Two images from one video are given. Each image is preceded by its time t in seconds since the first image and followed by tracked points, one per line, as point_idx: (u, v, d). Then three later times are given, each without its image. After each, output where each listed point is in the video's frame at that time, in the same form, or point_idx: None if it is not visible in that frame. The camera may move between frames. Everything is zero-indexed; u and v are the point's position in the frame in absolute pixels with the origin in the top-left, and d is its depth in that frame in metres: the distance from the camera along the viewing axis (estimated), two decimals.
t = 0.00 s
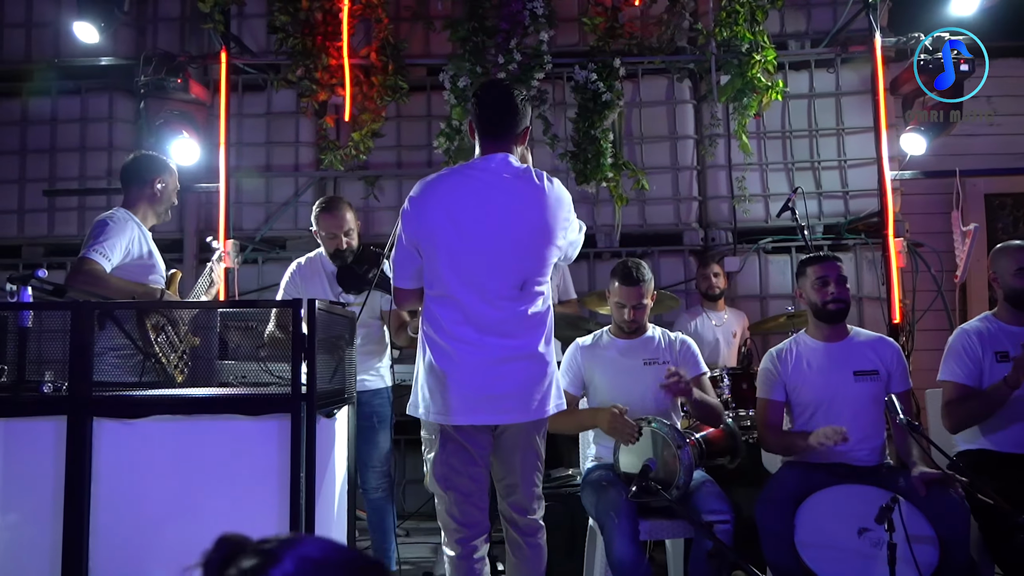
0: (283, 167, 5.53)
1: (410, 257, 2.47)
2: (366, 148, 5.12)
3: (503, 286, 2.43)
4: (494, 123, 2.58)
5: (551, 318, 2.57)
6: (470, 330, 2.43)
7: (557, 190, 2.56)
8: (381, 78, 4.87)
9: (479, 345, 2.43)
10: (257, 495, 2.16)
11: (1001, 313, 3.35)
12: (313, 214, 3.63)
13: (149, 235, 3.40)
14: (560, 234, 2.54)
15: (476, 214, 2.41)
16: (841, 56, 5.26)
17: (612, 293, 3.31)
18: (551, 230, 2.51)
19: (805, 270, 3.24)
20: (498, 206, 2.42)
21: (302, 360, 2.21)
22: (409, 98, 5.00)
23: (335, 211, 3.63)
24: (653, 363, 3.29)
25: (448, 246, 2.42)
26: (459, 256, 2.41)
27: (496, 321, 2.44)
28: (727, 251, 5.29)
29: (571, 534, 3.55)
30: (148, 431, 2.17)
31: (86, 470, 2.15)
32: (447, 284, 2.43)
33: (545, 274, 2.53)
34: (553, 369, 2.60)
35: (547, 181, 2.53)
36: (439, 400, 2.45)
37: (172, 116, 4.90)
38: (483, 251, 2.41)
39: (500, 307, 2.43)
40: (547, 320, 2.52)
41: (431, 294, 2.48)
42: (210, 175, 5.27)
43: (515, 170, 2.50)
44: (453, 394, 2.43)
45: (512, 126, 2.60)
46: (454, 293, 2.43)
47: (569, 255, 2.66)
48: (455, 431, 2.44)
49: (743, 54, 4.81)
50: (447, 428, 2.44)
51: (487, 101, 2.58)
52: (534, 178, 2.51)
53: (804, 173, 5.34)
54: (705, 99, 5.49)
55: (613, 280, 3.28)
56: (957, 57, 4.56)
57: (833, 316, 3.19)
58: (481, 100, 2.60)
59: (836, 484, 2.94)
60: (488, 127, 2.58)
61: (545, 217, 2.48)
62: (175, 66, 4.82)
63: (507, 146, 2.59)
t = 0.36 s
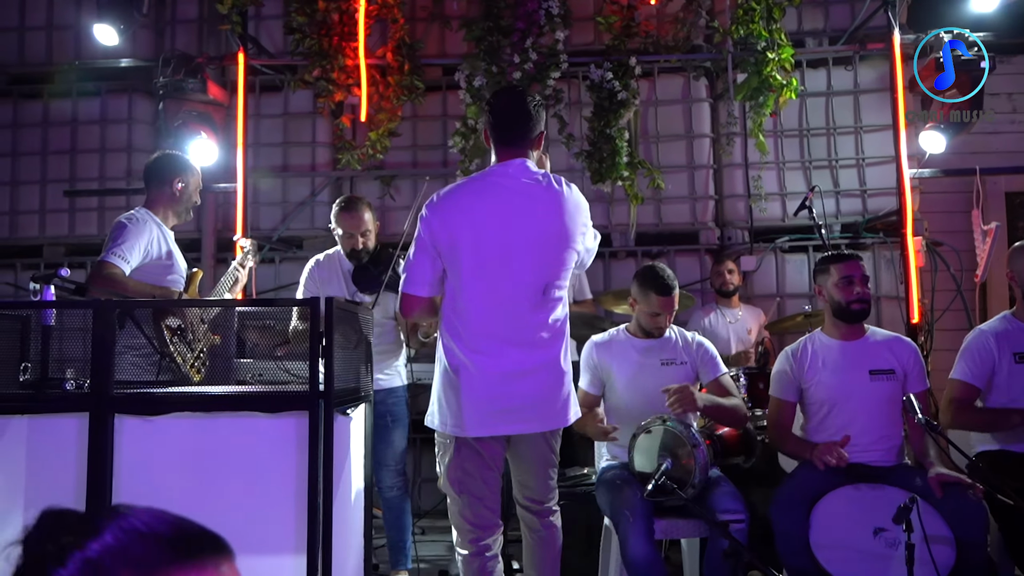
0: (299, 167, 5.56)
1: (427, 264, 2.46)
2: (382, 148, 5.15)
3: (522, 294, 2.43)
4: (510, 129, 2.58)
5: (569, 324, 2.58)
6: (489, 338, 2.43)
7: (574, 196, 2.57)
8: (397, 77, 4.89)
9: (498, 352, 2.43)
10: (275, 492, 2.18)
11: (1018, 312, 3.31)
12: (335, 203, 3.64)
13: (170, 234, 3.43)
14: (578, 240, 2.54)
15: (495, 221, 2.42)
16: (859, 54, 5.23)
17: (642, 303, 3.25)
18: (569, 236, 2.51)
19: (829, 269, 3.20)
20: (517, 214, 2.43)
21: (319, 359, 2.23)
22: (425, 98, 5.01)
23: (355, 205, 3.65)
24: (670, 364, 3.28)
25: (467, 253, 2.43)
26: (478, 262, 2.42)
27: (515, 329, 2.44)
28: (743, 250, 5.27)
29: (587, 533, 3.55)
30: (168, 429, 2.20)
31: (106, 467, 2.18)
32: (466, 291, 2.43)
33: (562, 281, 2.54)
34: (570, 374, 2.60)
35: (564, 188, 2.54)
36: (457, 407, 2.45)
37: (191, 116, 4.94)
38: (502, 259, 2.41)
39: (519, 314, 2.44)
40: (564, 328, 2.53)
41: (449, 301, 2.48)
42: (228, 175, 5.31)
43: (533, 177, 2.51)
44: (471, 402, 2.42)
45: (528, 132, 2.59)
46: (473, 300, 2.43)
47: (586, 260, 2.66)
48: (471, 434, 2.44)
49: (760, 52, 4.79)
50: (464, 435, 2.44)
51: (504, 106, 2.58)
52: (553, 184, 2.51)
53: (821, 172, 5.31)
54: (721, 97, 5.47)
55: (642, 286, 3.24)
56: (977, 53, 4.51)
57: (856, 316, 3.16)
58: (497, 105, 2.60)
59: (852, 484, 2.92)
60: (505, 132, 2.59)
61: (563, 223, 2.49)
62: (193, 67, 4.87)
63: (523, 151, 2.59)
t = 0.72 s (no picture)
0: (309, 162, 5.54)
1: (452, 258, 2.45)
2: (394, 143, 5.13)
3: (549, 287, 2.42)
4: (533, 119, 2.55)
5: (595, 317, 2.57)
6: (516, 332, 2.42)
7: (598, 187, 2.56)
8: (410, 72, 4.87)
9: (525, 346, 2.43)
10: (302, 483, 2.16)
11: None
12: (353, 192, 3.52)
13: (176, 223, 3.37)
14: (603, 231, 2.54)
15: (522, 214, 2.41)
16: (872, 50, 5.23)
17: (681, 292, 3.21)
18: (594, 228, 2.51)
19: (853, 263, 3.20)
20: (544, 206, 2.42)
21: (348, 349, 2.21)
22: (437, 93, 5.00)
23: (375, 193, 3.54)
24: (692, 358, 3.28)
25: (494, 247, 2.42)
26: (505, 255, 2.41)
27: (543, 322, 2.43)
28: (755, 246, 5.32)
29: (604, 529, 3.53)
30: (195, 419, 2.18)
31: (130, 457, 2.16)
32: (492, 285, 2.42)
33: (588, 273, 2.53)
34: (596, 368, 2.60)
35: (589, 178, 2.53)
36: (485, 403, 2.44)
37: (202, 110, 4.92)
38: (529, 252, 2.41)
39: (547, 307, 2.43)
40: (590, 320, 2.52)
41: (475, 296, 2.46)
42: (238, 169, 5.29)
43: (557, 169, 2.50)
44: (499, 396, 2.42)
45: (550, 122, 2.57)
46: (500, 294, 2.41)
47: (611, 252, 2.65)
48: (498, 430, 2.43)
49: (774, 47, 4.78)
50: (492, 431, 2.43)
51: (526, 97, 2.55)
52: (578, 176, 2.50)
53: (832, 169, 5.30)
54: (733, 94, 5.46)
55: (672, 279, 3.24)
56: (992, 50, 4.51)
57: (880, 312, 3.16)
58: (519, 97, 2.57)
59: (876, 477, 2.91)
60: (528, 123, 2.56)
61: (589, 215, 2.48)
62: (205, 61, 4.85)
63: (547, 141, 2.57)
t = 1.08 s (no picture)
0: (257, 146, 5.39)
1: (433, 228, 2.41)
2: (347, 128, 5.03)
3: (533, 259, 2.41)
4: (514, 91, 2.53)
5: (574, 292, 2.58)
6: (499, 304, 2.39)
7: (578, 161, 2.56)
8: (366, 56, 4.79)
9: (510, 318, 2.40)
10: (278, 467, 2.07)
11: (983, 297, 3.49)
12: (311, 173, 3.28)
13: (109, 199, 3.22)
14: (583, 206, 2.54)
15: (508, 184, 2.39)
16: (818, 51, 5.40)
17: (651, 279, 3.26)
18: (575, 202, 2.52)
19: (814, 250, 3.32)
20: (528, 177, 2.41)
21: (326, 328, 2.14)
22: (394, 78, 4.93)
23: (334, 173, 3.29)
24: (657, 346, 3.31)
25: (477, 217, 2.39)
26: (490, 225, 2.38)
27: (526, 294, 2.42)
28: (704, 239, 5.38)
29: (567, 516, 3.53)
30: (162, 400, 2.07)
31: (91, 441, 2.04)
32: (476, 256, 2.39)
33: (568, 248, 2.53)
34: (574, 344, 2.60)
35: (570, 153, 2.54)
36: (465, 377, 2.39)
37: (145, 88, 4.72)
38: (513, 223, 2.39)
39: (530, 279, 2.42)
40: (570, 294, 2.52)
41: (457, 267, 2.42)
42: (182, 151, 5.10)
43: (539, 142, 2.49)
44: (481, 369, 2.38)
45: (530, 95, 2.55)
46: (482, 266, 2.38)
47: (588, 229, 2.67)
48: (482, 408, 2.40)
49: (728, 43, 4.88)
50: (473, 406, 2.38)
51: (507, 69, 2.54)
52: (559, 149, 2.50)
53: (779, 165, 5.44)
54: (685, 89, 5.55)
55: (641, 264, 3.28)
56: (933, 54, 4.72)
57: (838, 298, 3.26)
58: (500, 69, 2.55)
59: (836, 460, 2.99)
60: (509, 95, 2.54)
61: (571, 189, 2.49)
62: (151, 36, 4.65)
63: (528, 114, 2.55)
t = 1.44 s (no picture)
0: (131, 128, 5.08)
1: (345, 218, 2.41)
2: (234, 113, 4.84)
3: (446, 249, 2.43)
4: (428, 82, 2.55)
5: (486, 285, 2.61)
6: (412, 295, 2.40)
7: (491, 155, 2.60)
8: (257, 39, 4.63)
9: (421, 309, 2.41)
10: (188, 459, 1.99)
11: (846, 294, 3.84)
12: (201, 160, 3.04)
13: None
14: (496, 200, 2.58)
15: (417, 174, 2.40)
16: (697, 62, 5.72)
17: (545, 277, 3.35)
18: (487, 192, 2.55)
19: (699, 249, 3.54)
20: (438, 166, 2.43)
21: (240, 316, 2.10)
22: (285, 64, 4.80)
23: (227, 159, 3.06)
24: (553, 338, 3.41)
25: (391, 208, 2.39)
26: (400, 215, 2.38)
27: (437, 285, 2.43)
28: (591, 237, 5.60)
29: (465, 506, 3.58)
30: (60, 389, 1.94)
31: None
32: (389, 247, 2.39)
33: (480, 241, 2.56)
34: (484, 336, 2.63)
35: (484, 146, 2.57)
36: (375, 367, 2.40)
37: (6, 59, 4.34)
38: (425, 213, 2.40)
39: (441, 270, 2.43)
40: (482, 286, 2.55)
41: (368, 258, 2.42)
42: (46, 129, 4.72)
43: (453, 134, 2.52)
44: (392, 360, 2.38)
45: (445, 87, 2.57)
46: (395, 255, 2.40)
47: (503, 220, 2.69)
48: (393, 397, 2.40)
49: (617, 49, 5.08)
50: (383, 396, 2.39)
51: (422, 59, 2.55)
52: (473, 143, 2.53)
53: (659, 168, 5.71)
54: (574, 91, 5.72)
55: (537, 261, 3.36)
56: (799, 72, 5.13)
57: (721, 293, 3.49)
58: (415, 60, 2.56)
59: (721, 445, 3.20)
60: (424, 86, 2.55)
61: (482, 178, 2.52)
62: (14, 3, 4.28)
63: (442, 106, 2.57)
